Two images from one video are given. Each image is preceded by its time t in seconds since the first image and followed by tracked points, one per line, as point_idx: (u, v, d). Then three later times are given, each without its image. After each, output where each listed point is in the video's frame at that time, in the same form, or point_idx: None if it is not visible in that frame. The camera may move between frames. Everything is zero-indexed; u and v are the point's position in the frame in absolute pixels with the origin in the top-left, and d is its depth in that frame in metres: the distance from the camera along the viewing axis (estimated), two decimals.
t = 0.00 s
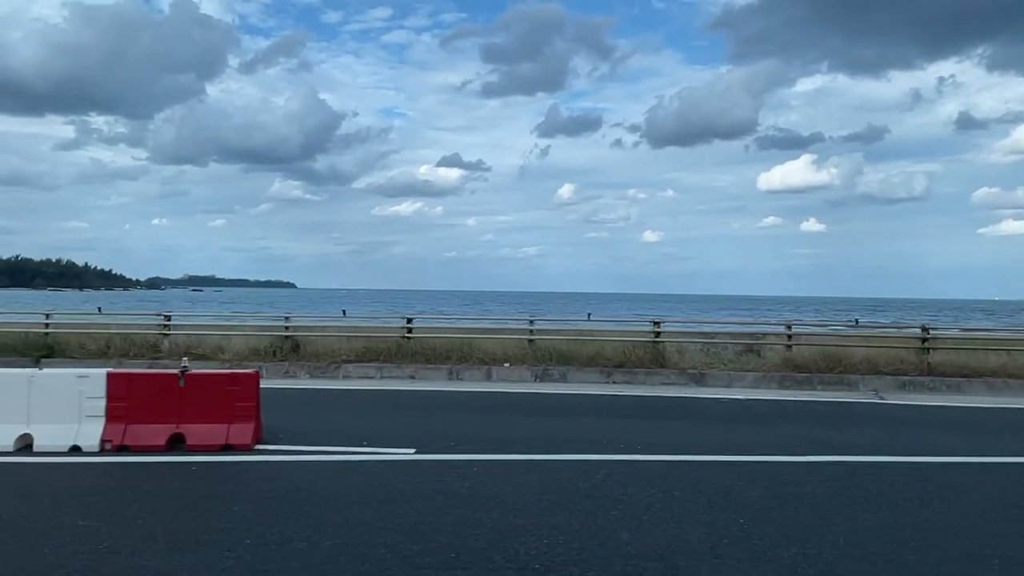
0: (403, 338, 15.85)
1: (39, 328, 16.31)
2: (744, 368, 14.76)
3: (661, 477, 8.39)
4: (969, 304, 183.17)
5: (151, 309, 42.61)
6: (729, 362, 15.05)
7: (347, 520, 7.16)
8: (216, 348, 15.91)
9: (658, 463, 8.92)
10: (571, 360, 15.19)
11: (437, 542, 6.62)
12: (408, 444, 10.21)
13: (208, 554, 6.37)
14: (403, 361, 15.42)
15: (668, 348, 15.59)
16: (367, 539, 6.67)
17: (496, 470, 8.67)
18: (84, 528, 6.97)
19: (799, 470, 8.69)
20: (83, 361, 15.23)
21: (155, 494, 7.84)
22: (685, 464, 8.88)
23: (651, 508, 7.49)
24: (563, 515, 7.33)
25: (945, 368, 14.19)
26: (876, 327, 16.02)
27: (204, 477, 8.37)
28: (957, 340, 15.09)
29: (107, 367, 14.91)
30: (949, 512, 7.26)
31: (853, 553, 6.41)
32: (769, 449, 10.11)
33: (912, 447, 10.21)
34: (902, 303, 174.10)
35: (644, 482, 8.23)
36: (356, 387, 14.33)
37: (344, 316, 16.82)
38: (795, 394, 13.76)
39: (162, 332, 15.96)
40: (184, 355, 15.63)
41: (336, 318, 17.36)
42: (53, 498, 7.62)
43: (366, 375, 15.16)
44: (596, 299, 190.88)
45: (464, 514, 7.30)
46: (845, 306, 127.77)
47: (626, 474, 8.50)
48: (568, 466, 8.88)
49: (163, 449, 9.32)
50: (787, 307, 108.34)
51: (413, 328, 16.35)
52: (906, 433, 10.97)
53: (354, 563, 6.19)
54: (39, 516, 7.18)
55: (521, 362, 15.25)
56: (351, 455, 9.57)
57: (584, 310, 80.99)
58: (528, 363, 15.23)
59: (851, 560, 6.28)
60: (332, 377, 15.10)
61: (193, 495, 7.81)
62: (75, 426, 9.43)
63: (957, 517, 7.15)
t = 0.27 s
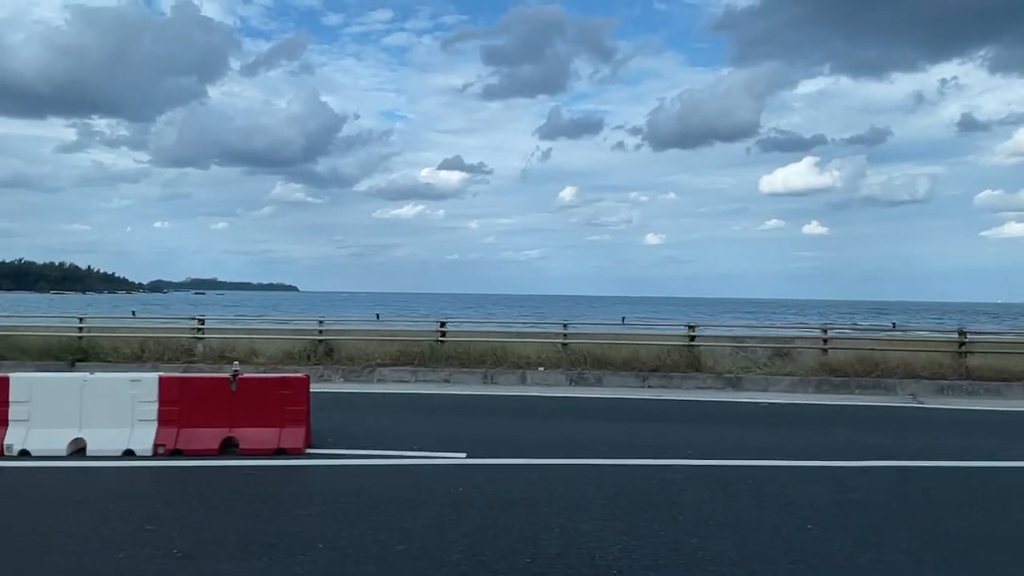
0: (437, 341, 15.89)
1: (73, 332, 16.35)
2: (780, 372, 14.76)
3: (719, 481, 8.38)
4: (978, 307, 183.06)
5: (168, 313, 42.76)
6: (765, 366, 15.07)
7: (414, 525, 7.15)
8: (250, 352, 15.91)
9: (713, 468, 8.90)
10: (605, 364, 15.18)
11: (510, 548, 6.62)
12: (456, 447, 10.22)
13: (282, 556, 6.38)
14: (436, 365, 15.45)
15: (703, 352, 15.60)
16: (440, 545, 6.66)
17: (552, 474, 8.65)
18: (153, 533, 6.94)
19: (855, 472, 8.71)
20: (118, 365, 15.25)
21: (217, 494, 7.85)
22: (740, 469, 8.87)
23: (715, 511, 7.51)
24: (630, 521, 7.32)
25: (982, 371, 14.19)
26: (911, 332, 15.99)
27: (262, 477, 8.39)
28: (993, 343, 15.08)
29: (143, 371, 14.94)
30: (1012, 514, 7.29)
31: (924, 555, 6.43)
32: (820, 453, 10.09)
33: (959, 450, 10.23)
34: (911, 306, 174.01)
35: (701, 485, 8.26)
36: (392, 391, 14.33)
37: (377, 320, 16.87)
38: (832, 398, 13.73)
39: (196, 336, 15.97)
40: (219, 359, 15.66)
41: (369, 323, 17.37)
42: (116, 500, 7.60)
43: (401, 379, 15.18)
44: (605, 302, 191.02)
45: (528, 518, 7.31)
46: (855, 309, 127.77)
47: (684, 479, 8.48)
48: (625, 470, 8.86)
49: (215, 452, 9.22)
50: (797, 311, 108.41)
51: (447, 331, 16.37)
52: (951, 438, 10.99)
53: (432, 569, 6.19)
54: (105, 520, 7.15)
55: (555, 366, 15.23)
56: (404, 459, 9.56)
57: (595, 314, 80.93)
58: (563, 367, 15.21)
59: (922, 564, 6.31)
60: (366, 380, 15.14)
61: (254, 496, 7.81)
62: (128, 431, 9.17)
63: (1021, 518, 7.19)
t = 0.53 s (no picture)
0: (471, 341, 15.92)
1: (107, 332, 16.42)
2: (816, 372, 14.75)
3: (777, 484, 8.37)
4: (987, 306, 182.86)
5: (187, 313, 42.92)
6: (800, 366, 15.07)
7: (481, 527, 7.14)
8: (284, 352, 15.96)
9: (768, 470, 8.90)
10: (639, 365, 15.17)
11: (583, 550, 6.62)
12: (506, 446, 10.23)
13: (357, 558, 6.41)
14: (470, 365, 15.47)
15: (737, 353, 15.60)
16: (512, 547, 6.66)
17: (607, 476, 8.64)
18: (222, 532, 6.91)
19: (909, 475, 8.74)
20: (153, 365, 15.30)
21: (278, 497, 7.89)
22: (796, 471, 8.86)
23: (776, 515, 7.54)
24: (695, 524, 7.32)
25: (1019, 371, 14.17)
26: (945, 332, 15.96)
27: (320, 481, 8.43)
28: None
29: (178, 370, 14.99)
30: None
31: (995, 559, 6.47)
32: (869, 454, 10.09)
33: (1009, 450, 10.23)
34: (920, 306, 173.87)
35: (757, 488, 8.29)
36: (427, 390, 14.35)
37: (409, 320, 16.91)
38: (869, 398, 13.71)
39: (230, 336, 16.03)
40: (252, 358, 15.71)
41: (401, 322, 17.39)
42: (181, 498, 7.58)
43: (435, 379, 15.19)
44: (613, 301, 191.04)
45: (592, 520, 7.34)
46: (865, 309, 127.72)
47: (741, 482, 8.48)
48: (680, 471, 8.87)
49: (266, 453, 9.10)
50: (807, 310, 108.39)
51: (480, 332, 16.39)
52: (997, 438, 11.00)
53: (511, 570, 6.18)
54: (172, 518, 7.12)
55: (589, 366, 15.23)
56: (455, 458, 9.56)
57: (607, 313, 80.86)
58: (597, 367, 15.20)
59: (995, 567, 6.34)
60: (400, 380, 15.16)
61: (316, 501, 7.85)
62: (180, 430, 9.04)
63: None
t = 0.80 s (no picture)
0: (504, 337, 15.97)
1: (141, 330, 16.44)
2: (852, 369, 14.75)
3: (834, 482, 8.35)
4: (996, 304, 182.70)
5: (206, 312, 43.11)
6: (836, 364, 15.08)
7: (548, 526, 7.13)
8: (318, 350, 15.98)
9: (823, 468, 8.89)
10: (674, 362, 15.16)
11: (655, 549, 6.60)
12: (555, 444, 10.23)
13: (432, 556, 6.39)
14: (504, 363, 15.47)
15: (771, 351, 15.62)
16: (584, 545, 6.65)
17: (662, 473, 8.63)
18: (292, 530, 6.89)
19: (964, 474, 8.74)
20: (188, 362, 15.31)
21: (339, 493, 7.87)
22: (851, 469, 8.86)
23: (841, 512, 7.53)
24: (762, 521, 7.31)
25: None
26: (978, 330, 16.01)
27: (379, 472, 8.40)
28: None
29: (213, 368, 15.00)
30: None
31: None
32: (918, 453, 10.11)
33: None
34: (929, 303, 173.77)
35: (816, 485, 8.28)
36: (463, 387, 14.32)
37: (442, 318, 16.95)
38: (908, 395, 13.70)
39: (264, 333, 16.11)
40: (287, 356, 15.72)
41: (433, 320, 17.39)
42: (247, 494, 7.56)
43: (469, 376, 15.16)
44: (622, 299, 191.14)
45: (658, 519, 7.33)
46: (875, 306, 127.72)
47: (798, 478, 8.47)
48: (735, 468, 8.85)
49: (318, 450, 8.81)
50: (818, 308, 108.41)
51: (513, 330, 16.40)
52: None
53: (588, 569, 6.17)
54: (239, 518, 7.10)
55: (624, 364, 15.24)
56: (508, 455, 9.54)
57: (618, 310, 80.86)
58: (631, 365, 15.21)
59: None
60: (434, 378, 15.12)
61: (377, 497, 7.83)
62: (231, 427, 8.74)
63: None
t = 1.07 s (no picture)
0: (538, 339, 15.94)
1: (174, 330, 16.46)
2: (889, 370, 14.72)
3: (893, 483, 8.31)
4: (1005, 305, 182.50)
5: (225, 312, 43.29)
6: (872, 365, 15.05)
7: (616, 526, 7.09)
8: (351, 352, 15.96)
9: (879, 469, 8.86)
10: (709, 363, 15.14)
11: (728, 551, 6.56)
12: (605, 446, 10.18)
13: (505, 557, 6.35)
14: (537, 364, 15.44)
15: (806, 352, 15.59)
16: (657, 547, 6.61)
17: (718, 474, 8.58)
18: (360, 531, 6.86)
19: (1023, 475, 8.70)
20: (222, 363, 15.31)
21: (400, 489, 7.80)
22: (907, 471, 8.82)
23: (907, 513, 7.49)
24: (828, 521, 7.26)
25: None
26: (1013, 332, 16.00)
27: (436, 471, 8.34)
28: None
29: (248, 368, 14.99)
30: None
31: None
32: (969, 454, 10.08)
33: None
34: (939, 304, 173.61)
35: (876, 485, 8.24)
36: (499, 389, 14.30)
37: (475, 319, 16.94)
38: (946, 396, 13.68)
39: (297, 334, 16.10)
40: (320, 357, 15.71)
41: (465, 321, 17.36)
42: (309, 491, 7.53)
43: (503, 378, 15.14)
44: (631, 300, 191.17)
45: (725, 520, 7.29)
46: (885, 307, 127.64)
47: (855, 479, 8.42)
48: (792, 469, 8.80)
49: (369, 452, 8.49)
50: (828, 309, 108.36)
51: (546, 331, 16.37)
52: None
53: (665, 570, 6.15)
54: (307, 519, 7.07)
55: (659, 365, 15.21)
56: (559, 456, 9.50)
57: (630, 311, 80.82)
58: (666, 367, 15.18)
59: None
60: (469, 379, 15.08)
61: (438, 494, 7.77)
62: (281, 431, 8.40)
63: None
